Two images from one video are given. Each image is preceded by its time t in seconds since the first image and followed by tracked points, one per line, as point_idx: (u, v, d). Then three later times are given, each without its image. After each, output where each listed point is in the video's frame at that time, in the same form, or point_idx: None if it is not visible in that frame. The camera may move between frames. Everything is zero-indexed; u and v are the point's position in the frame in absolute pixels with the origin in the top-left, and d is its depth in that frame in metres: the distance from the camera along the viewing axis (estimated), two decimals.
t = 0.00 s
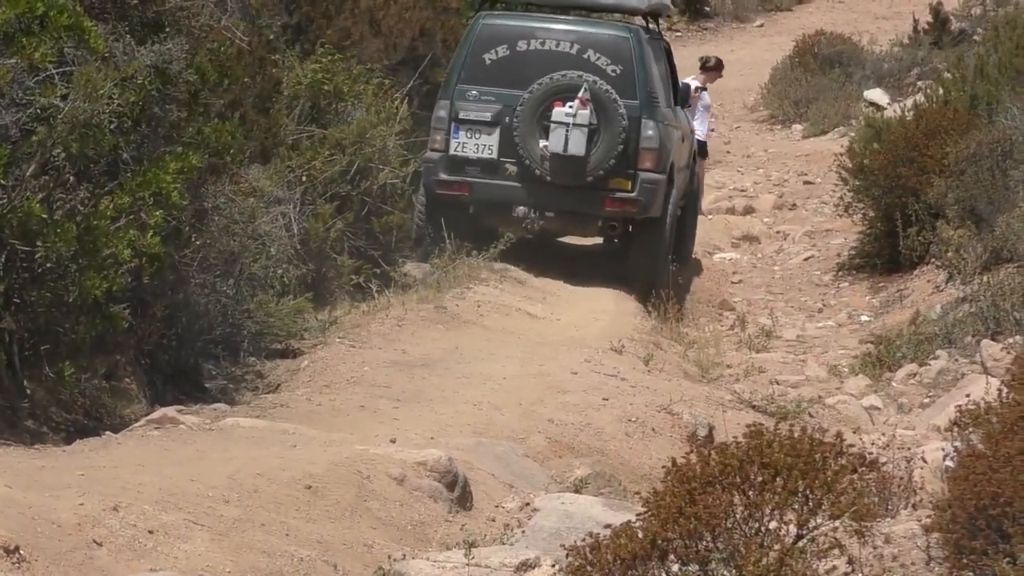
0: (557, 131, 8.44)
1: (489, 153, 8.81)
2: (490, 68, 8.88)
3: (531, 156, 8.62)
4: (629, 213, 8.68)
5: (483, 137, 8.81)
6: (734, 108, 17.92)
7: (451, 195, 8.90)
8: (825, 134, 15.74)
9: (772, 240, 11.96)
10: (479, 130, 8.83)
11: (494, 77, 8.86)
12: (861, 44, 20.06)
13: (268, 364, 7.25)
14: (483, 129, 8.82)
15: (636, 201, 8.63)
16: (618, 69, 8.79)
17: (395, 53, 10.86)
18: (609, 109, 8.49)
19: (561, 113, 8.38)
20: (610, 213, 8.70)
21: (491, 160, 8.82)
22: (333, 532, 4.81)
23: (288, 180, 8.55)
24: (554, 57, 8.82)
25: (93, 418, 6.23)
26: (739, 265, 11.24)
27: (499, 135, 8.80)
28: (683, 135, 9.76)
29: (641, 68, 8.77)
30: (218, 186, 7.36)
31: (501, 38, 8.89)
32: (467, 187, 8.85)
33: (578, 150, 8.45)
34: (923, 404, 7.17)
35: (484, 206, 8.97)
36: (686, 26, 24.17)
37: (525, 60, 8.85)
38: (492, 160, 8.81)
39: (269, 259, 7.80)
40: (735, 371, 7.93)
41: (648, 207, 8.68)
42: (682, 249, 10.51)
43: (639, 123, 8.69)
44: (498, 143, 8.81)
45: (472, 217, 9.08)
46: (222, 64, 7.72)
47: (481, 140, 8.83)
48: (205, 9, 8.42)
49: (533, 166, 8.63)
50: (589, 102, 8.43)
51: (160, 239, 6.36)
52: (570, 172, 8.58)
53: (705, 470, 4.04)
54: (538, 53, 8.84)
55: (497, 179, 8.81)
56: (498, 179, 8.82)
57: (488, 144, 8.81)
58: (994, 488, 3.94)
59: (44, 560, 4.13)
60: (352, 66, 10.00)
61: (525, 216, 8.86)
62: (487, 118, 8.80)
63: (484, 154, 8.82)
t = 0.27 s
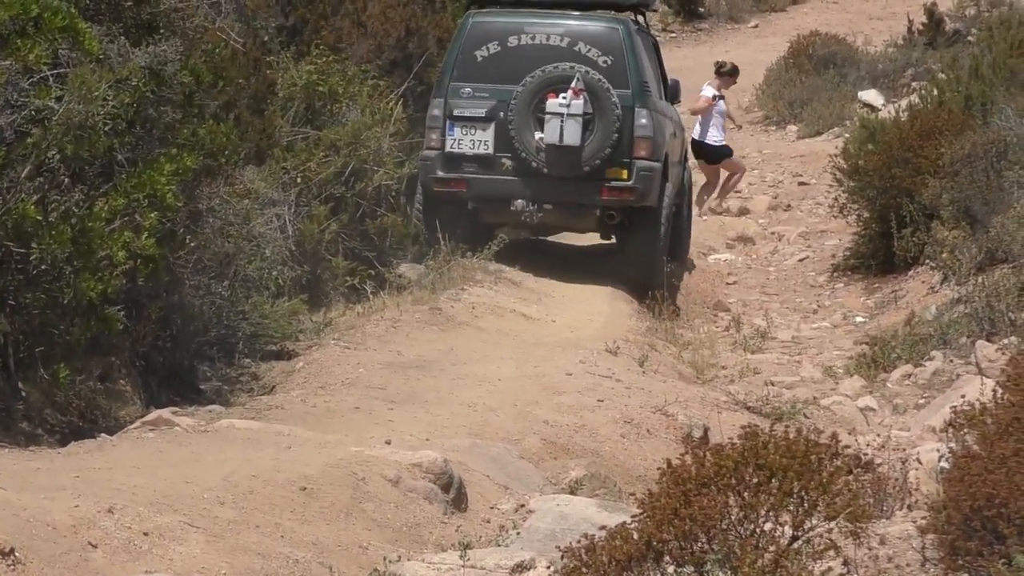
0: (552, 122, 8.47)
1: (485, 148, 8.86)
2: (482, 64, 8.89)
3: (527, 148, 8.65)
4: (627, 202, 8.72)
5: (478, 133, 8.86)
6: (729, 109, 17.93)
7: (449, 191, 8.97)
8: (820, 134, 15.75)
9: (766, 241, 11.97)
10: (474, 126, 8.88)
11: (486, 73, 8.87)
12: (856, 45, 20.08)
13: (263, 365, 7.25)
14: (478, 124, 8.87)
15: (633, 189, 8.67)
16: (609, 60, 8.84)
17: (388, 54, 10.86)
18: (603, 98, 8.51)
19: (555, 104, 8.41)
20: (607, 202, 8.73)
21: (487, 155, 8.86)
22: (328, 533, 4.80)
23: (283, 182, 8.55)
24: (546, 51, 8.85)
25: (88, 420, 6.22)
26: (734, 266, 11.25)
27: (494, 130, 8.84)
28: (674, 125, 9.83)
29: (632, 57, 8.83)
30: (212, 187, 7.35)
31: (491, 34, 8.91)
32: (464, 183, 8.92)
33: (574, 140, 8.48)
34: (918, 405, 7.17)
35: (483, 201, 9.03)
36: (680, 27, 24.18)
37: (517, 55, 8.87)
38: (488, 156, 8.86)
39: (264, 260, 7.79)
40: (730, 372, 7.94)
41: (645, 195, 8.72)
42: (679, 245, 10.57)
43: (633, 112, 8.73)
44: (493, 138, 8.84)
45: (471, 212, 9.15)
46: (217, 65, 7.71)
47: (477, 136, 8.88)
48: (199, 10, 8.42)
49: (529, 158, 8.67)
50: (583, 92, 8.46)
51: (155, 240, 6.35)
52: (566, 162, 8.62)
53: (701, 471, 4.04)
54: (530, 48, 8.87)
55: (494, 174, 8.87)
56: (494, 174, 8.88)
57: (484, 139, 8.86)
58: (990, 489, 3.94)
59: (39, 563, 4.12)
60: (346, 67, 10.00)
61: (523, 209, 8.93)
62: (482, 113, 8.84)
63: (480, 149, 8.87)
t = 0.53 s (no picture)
0: (548, 115, 8.57)
1: (482, 144, 8.92)
2: (477, 62, 9.04)
3: (524, 142, 8.74)
4: (625, 193, 8.78)
5: (475, 129, 8.92)
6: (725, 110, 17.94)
7: (448, 188, 9.00)
8: (816, 136, 15.76)
9: (763, 243, 11.98)
10: (471, 123, 8.95)
11: (481, 70, 9.02)
12: (852, 47, 20.10)
13: (259, 367, 7.26)
14: (475, 121, 8.93)
15: (631, 180, 8.74)
16: (602, 53, 8.99)
17: (385, 56, 10.86)
18: (598, 90, 8.62)
19: (550, 97, 8.53)
20: (605, 194, 8.80)
21: (484, 151, 8.92)
22: (324, 535, 4.80)
23: (279, 183, 8.55)
24: (540, 46, 9.01)
25: (84, 422, 6.24)
26: (731, 267, 11.26)
27: (491, 126, 8.91)
28: (668, 123, 9.97)
29: (624, 49, 8.98)
30: (209, 189, 7.35)
31: (485, 33, 9.07)
32: (463, 180, 8.95)
33: (570, 132, 8.57)
34: (915, 406, 7.17)
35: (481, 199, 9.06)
36: (677, 28, 24.19)
37: (511, 51, 9.03)
38: (485, 152, 8.92)
39: (261, 262, 7.79)
40: (726, 373, 7.94)
41: (642, 186, 8.78)
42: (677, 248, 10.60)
43: (628, 104, 8.83)
44: (490, 134, 8.91)
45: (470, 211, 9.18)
46: (214, 67, 7.70)
47: (474, 132, 8.94)
48: (195, 11, 8.42)
49: (526, 153, 8.75)
50: (578, 84, 8.58)
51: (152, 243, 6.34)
52: (563, 155, 8.71)
53: (697, 473, 4.04)
54: (524, 43, 9.03)
55: (492, 169, 8.92)
56: (492, 170, 8.93)
57: (481, 135, 8.92)
58: (986, 491, 3.94)
59: (36, 564, 4.12)
60: (342, 68, 10.00)
61: (522, 204, 8.96)
62: (478, 110, 8.92)
63: (477, 146, 8.93)
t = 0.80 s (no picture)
0: (552, 110, 8.69)
1: (486, 141, 9.05)
2: (480, 59, 9.13)
3: (529, 138, 8.87)
4: (629, 187, 8.89)
5: (479, 126, 9.05)
6: (725, 113, 17.93)
7: (453, 185, 9.14)
8: (816, 139, 15.76)
9: (762, 246, 11.98)
10: (475, 120, 9.07)
11: (484, 67, 9.11)
12: (851, 50, 20.10)
13: (258, 370, 7.27)
14: (479, 118, 9.06)
15: (634, 174, 8.86)
16: (604, 50, 9.10)
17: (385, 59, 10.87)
18: (601, 85, 8.73)
19: (554, 93, 8.64)
20: (609, 188, 8.92)
21: (489, 148, 9.05)
22: (324, 538, 4.80)
23: (279, 186, 8.55)
24: (543, 43, 9.11)
25: (84, 425, 6.21)
26: (730, 270, 11.26)
27: (495, 122, 9.03)
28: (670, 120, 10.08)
29: (626, 45, 9.10)
30: (209, 192, 7.34)
31: (488, 31, 9.16)
32: (468, 176, 9.09)
33: (574, 127, 8.69)
34: (914, 409, 7.17)
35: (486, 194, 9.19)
36: (676, 31, 24.19)
37: (514, 48, 9.13)
38: (490, 148, 9.05)
39: (260, 265, 7.82)
40: (726, 376, 7.94)
41: (645, 180, 8.90)
42: (679, 248, 10.69)
43: (631, 100, 8.94)
44: (494, 130, 9.04)
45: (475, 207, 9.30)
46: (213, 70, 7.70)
47: (478, 129, 9.06)
48: (195, 15, 8.42)
49: (531, 148, 8.88)
50: (582, 80, 8.69)
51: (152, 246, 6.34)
52: (567, 150, 8.83)
53: (696, 475, 4.03)
54: (526, 41, 9.13)
55: (496, 165, 9.05)
56: (497, 166, 9.06)
57: (485, 132, 9.05)
58: (986, 494, 3.94)
59: (36, 567, 4.11)
60: (342, 71, 10.01)
61: (527, 199, 9.08)
62: (482, 107, 9.04)
63: (482, 142, 9.05)
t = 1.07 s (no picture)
0: (555, 117, 8.70)
1: (489, 145, 9.06)
2: (485, 63, 9.14)
3: (530, 143, 8.89)
4: (629, 195, 8.92)
5: (482, 129, 9.06)
6: (725, 117, 17.94)
7: (454, 188, 9.16)
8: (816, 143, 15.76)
9: (762, 249, 11.98)
10: (478, 123, 9.08)
11: (489, 72, 9.13)
12: (851, 53, 20.11)
13: (258, 374, 7.27)
14: (482, 122, 9.06)
15: (635, 182, 8.89)
16: (609, 57, 9.05)
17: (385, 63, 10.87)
18: (604, 93, 8.75)
19: (557, 100, 8.66)
20: (609, 196, 8.94)
21: (491, 152, 9.07)
22: (324, 541, 4.80)
23: (279, 189, 8.55)
24: (547, 49, 9.09)
25: (83, 427, 6.27)
26: (730, 274, 11.26)
27: (497, 127, 9.05)
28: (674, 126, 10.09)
29: (631, 53, 9.05)
30: (209, 196, 7.34)
31: (494, 35, 9.17)
32: (469, 179, 9.11)
33: (576, 134, 8.71)
34: (914, 412, 7.17)
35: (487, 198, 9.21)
36: (676, 35, 24.20)
37: (519, 54, 9.12)
38: (492, 152, 9.06)
39: (260, 269, 7.85)
40: (726, 380, 7.94)
41: (646, 189, 8.93)
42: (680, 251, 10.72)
43: (633, 108, 8.95)
44: (496, 135, 9.05)
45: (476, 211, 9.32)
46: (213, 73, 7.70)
47: (481, 132, 9.07)
48: (194, 18, 8.42)
49: (532, 153, 8.90)
50: (585, 87, 8.70)
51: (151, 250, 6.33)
52: (569, 157, 8.85)
53: (695, 479, 4.04)
54: (531, 46, 9.12)
55: (498, 169, 9.07)
56: (498, 170, 9.08)
57: (487, 136, 9.06)
58: (984, 497, 3.94)
59: (35, 570, 4.11)
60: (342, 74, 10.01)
61: (527, 205, 9.09)
62: (485, 111, 9.04)
63: (484, 146, 9.07)
